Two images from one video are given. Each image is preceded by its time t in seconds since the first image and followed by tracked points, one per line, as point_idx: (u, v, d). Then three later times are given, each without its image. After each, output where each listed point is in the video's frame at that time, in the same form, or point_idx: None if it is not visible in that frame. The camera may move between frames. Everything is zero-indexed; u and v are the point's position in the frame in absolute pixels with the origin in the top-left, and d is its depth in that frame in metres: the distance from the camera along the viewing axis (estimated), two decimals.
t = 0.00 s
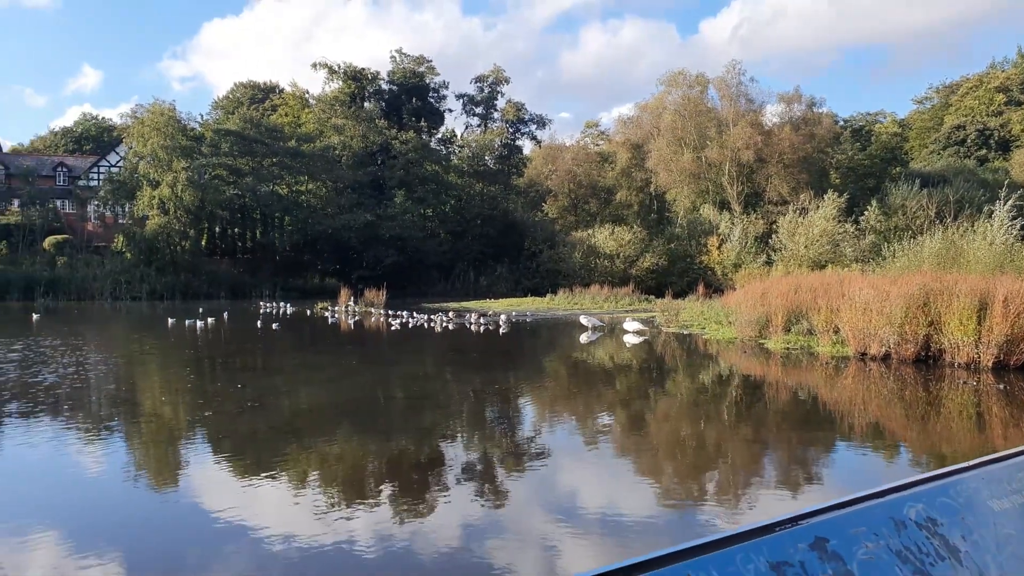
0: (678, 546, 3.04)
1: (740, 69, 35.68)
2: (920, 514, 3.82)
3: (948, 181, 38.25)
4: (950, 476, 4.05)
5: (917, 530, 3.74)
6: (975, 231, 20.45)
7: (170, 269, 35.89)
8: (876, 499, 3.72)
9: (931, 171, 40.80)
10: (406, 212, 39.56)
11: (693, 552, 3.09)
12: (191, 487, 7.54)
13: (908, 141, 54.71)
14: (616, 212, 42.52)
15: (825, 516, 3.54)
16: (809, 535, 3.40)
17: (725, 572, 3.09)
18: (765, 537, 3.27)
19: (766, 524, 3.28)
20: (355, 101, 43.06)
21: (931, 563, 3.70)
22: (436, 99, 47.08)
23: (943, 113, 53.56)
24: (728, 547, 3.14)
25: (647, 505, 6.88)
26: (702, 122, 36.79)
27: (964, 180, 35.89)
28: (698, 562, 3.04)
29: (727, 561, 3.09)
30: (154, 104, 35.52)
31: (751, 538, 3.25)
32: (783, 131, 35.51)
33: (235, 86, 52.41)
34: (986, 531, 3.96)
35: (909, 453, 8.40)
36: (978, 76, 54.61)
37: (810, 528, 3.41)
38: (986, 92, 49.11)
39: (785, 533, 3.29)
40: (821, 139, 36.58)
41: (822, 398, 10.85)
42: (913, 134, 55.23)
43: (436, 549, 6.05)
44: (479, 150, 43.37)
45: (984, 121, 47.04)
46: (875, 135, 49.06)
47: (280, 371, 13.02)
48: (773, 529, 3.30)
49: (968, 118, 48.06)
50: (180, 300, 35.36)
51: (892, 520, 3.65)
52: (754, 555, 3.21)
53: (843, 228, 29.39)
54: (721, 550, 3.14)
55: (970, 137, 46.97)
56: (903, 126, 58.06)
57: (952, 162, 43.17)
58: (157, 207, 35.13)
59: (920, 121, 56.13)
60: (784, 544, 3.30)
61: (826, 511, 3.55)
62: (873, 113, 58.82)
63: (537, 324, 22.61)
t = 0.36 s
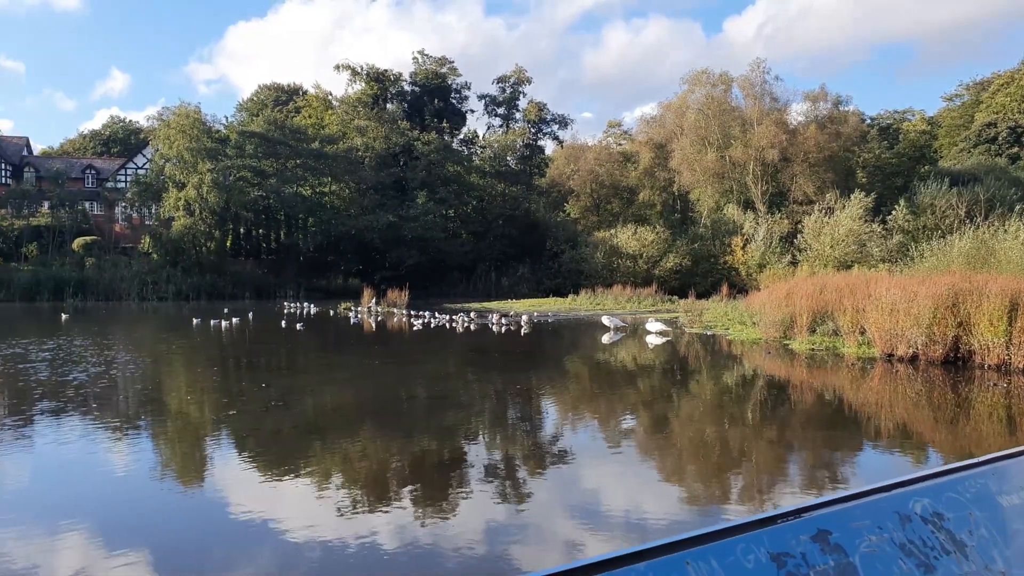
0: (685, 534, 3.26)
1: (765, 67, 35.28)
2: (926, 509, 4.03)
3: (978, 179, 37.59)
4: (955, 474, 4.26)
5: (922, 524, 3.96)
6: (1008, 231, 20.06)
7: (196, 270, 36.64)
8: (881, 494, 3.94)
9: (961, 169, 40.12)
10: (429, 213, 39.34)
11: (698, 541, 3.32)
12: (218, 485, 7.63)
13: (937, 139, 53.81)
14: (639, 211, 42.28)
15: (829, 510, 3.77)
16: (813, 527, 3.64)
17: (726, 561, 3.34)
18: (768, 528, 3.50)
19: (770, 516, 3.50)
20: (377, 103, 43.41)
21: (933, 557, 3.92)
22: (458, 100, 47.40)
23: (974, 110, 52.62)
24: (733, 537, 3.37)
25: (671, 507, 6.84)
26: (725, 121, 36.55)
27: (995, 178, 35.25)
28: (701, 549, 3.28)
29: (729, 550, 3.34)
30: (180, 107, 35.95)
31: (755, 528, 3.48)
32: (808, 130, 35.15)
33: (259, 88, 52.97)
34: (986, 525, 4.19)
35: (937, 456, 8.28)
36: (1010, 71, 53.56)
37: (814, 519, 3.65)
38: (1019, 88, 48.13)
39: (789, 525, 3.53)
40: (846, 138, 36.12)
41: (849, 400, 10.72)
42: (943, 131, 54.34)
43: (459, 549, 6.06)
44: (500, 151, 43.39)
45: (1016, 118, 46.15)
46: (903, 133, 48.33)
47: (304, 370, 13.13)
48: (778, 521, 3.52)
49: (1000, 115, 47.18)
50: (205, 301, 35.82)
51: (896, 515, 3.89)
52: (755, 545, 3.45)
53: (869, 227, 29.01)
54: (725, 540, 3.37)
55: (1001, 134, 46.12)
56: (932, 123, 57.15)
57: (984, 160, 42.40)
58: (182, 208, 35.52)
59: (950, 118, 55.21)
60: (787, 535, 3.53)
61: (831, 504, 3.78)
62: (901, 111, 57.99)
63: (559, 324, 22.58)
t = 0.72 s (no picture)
0: (689, 519, 3.57)
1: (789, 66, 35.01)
2: (933, 499, 4.26)
3: (1007, 178, 36.99)
4: (962, 468, 4.51)
5: (930, 512, 4.18)
6: None
7: (219, 271, 36.81)
8: (885, 485, 4.21)
9: (989, 168, 39.51)
10: (449, 214, 39.48)
11: (703, 526, 3.62)
12: (241, 483, 7.69)
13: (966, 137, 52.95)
14: (661, 212, 42.44)
15: (835, 500, 4.04)
16: (817, 514, 3.90)
17: (731, 545, 3.61)
18: (771, 514, 3.79)
19: (773, 504, 3.79)
20: (398, 104, 43.72)
21: (944, 545, 4.11)
22: (478, 101, 47.63)
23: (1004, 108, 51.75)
24: (737, 522, 3.66)
25: (692, 509, 6.80)
26: (747, 121, 36.25)
27: None
28: (706, 534, 3.59)
29: (733, 534, 3.62)
30: (204, 109, 36.30)
31: (759, 515, 3.77)
32: (832, 129, 34.82)
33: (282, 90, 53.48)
34: (1002, 516, 4.35)
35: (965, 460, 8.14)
36: None
37: (818, 507, 3.92)
38: None
39: (792, 512, 3.81)
40: (871, 137, 35.82)
41: (873, 402, 10.60)
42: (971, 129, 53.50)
43: (480, 549, 6.06)
44: (520, 151, 43.50)
45: None
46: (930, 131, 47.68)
47: (325, 370, 13.22)
48: (781, 509, 3.80)
49: None
50: (228, 301, 36.23)
51: (904, 503, 4.15)
52: (760, 531, 3.73)
53: (894, 227, 28.67)
54: (729, 525, 3.66)
55: None
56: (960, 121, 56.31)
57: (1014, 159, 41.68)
58: (206, 209, 35.70)
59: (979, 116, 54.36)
60: (791, 522, 3.80)
61: (835, 495, 4.05)
62: (928, 109, 57.23)
63: (579, 325, 22.60)
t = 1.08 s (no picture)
0: (699, 502, 3.65)
1: (815, 65, 34.71)
2: (947, 487, 4.25)
3: None
4: (980, 457, 4.48)
5: (944, 500, 4.17)
6: None
7: (245, 270, 37.22)
8: (898, 473, 4.21)
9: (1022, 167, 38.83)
10: (472, 214, 39.65)
11: (712, 509, 3.70)
12: (266, 481, 7.77)
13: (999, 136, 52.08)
14: (685, 212, 42.21)
15: (847, 486, 4.06)
16: (828, 499, 3.95)
17: (740, 528, 3.68)
18: (781, 499, 3.85)
19: (783, 489, 3.84)
20: (422, 105, 44.00)
21: (958, 533, 4.09)
22: (501, 101, 47.76)
23: None
24: (746, 505, 3.73)
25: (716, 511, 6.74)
26: (773, 120, 35.85)
27: None
28: (714, 516, 3.67)
29: (742, 517, 3.69)
30: (230, 110, 36.66)
31: (770, 498, 3.83)
32: (860, 128, 34.46)
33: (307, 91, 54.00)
34: (1017, 505, 4.30)
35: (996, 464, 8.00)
36: None
37: (829, 493, 3.97)
38: None
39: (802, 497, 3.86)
40: (899, 135, 35.48)
41: (902, 404, 10.45)
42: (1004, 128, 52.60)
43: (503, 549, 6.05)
44: (543, 152, 43.58)
45: None
46: (961, 130, 47.01)
47: (348, 369, 13.29)
48: (792, 493, 3.87)
49: None
50: (253, 300, 36.60)
51: (917, 491, 4.16)
52: (769, 514, 3.79)
53: (923, 228, 28.26)
54: (738, 507, 3.74)
55: None
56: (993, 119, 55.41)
57: None
58: (232, 209, 36.16)
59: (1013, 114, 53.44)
60: (801, 506, 3.86)
61: (848, 481, 4.07)
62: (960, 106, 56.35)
63: (602, 325, 22.53)
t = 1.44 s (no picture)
0: (704, 489, 3.84)
1: (844, 62, 34.28)
2: (956, 479, 4.33)
3: None
4: (989, 451, 4.56)
5: (951, 492, 4.25)
6: None
7: (272, 271, 37.69)
8: (907, 465, 4.33)
9: None
10: (496, 215, 39.76)
11: (717, 497, 3.89)
12: (292, 480, 7.82)
13: None
14: (712, 212, 41.88)
15: (854, 476, 4.20)
16: (834, 489, 4.09)
17: (746, 515, 3.85)
18: (788, 488, 4.01)
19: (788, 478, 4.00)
20: (446, 106, 44.20)
21: (966, 524, 4.16)
22: (526, 102, 47.76)
23: None
24: (753, 493, 3.91)
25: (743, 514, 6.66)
26: (801, 118, 35.50)
27: None
28: (719, 504, 3.85)
29: (747, 504, 3.86)
30: (258, 113, 37.09)
31: (775, 487, 3.99)
32: (890, 127, 34.12)
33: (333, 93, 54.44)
34: None
35: None
36: None
37: (835, 483, 4.11)
38: None
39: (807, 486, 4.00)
40: (931, 133, 35.04)
41: (935, 407, 10.27)
42: None
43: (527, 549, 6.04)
44: (568, 152, 43.57)
45: None
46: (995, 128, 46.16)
47: (373, 369, 13.37)
48: (798, 481, 4.02)
49: None
50: (280, 300, 36.85)
51: (925, 481, 4.26)
52: (776, 502, 3.96)
53: (956, 227, 27.76)
54: (744, 496, 3.91)
55: None
56: None
57: None
58: (259, 211, 36.61)
59: None
60: (806, 495, 4.01)
61: (855, 471, 4.21)
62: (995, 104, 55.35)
63: (627, 326, 22.42)
